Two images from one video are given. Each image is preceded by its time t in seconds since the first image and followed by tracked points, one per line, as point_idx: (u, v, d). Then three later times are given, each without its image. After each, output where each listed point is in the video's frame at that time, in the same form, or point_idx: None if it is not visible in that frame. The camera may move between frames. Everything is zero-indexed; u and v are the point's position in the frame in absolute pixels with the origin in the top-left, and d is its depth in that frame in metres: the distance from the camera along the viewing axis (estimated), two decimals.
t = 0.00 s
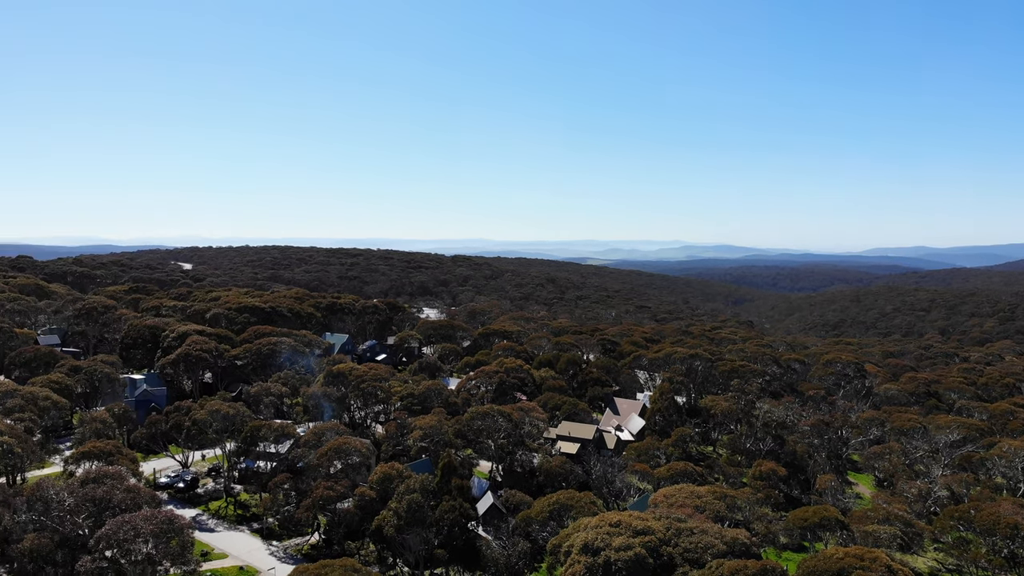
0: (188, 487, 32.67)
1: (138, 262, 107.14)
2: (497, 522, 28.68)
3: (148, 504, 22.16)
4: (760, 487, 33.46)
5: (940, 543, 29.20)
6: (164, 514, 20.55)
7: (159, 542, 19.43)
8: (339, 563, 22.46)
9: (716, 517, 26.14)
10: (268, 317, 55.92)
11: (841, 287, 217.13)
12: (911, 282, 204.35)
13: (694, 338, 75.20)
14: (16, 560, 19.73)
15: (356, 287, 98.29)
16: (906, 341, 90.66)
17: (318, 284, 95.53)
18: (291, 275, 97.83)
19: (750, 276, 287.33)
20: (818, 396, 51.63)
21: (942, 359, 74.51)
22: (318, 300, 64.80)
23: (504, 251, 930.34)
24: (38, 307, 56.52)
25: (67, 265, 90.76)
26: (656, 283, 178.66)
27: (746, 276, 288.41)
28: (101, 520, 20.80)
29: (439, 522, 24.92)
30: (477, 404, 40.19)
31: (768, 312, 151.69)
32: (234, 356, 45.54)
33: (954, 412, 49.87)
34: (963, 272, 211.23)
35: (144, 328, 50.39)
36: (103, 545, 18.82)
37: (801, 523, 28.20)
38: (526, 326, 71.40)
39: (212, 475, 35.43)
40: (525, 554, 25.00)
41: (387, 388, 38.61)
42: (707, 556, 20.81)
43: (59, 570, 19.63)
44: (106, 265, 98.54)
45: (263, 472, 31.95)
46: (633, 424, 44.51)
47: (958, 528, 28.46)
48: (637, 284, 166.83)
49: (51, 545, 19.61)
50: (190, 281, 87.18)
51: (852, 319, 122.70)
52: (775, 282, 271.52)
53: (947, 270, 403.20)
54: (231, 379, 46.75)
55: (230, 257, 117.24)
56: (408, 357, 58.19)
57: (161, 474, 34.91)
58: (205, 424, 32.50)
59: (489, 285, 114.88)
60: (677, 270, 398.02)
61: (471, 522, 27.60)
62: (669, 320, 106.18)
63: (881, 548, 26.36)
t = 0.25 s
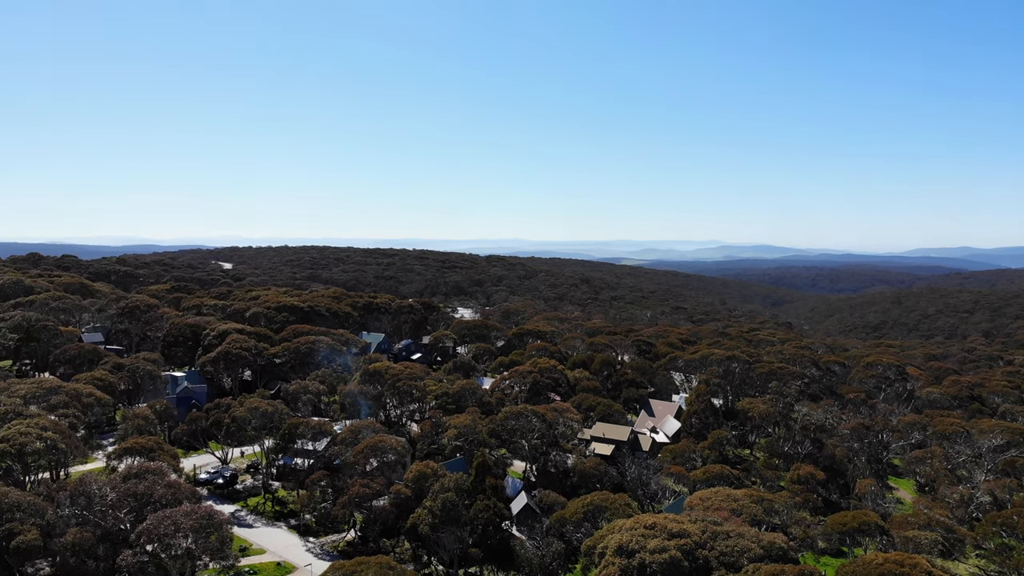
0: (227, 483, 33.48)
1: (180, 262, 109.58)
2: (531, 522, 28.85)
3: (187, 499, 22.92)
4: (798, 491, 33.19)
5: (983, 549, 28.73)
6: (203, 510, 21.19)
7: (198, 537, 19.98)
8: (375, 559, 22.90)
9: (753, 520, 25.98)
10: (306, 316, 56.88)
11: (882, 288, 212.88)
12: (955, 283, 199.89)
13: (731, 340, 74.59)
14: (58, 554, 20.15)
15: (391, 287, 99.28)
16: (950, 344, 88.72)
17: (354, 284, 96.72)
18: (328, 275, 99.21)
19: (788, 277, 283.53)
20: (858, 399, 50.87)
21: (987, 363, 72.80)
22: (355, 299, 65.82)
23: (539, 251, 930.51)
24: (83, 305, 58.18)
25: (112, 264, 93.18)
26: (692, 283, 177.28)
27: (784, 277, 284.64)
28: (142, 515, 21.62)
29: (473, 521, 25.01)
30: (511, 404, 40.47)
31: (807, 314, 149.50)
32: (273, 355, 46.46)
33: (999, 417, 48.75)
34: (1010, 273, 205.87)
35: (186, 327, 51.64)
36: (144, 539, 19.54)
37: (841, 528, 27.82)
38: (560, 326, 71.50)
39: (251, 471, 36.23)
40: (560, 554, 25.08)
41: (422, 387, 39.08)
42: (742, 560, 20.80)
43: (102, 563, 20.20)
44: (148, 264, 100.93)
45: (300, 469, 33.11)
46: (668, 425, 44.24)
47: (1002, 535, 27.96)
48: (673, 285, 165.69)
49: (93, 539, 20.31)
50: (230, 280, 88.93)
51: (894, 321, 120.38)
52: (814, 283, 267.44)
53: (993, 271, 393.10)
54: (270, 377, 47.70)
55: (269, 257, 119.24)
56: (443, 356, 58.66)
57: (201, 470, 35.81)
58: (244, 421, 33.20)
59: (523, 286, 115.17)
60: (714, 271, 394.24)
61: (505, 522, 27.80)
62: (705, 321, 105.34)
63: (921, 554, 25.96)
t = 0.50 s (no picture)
0: (252, 480, 33.98)
1: (207, 261, 111.13)
2: (554, 522, 29.12)
3: (214, 496, 23.17)
4: (824, 494, 33.08)
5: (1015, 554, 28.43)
6: (231, 507, 21.56)
7: (224, 534, 20.33)
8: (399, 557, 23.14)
9: (778, 523, 25.88)
10: (331, 315, 57.50)
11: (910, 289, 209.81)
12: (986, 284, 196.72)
13: (756, 340, 74.11)
14: (88, 550, 20.88)
15: (414, 287, 99.85)
16: (980, 346, 87.41)
17: (378, 283, 97.43)
18: (352, 274, 100.06)
19: (814, 278, 280.69)
20: (885, 401, 50.36)
21: (1018, 365, 71.63)
22: (379, 299, 66.47)
23: (563, 251, 929.17)
24: (111, 304, 59.25)
25: (139, 264, 94.70)
26: (717, 283, 176.16)
27: (810, 277, 281.85)
28: (169, 511, 22.02)
29: (496, 521, 25.21)
30: (533, 404, 40.65)
31: (833, 315, 147.82)
32: (298, 353, 47.00)
33: None
34: None
35: (212, 326, 52.46)
36: (171, 535, 19.97)
37: (868, 532, 27.72)
38: (583, 327, 71.52)
39: (276, 469, 36.82)
40: (583, 555, 25.12)
41: (445, 387, 39.42)
42: (767, 562, 20.73)
43: (129, 559, 21.03)
44: (176, 264, 102.38)
45: (324, 468, 34.22)
46: (693, 428, 44.37)
47: None
48: (697, 285, 164.75)
49: (120, 536, 20.85)
50: (255, 280, 90.00)
51: (922, 322, 118.73)
52: (841, 283, 264.47)
53: None
54: (296, 375, 48.27)
55: (294, 257, 120.45)
56: (465, 356, 58.93)
57: (227, 468, 36.38)
58: (270, 419, 33.74)
59: (546, 285, 115.31)
60: (739, 271, 391.11)
61: (529, 522, 28.05)
62: (730, 322, 104.69)
63: (949, 558, 25.73)
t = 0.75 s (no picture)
0: (290, 477, 34.84)
1: (246, 261, 113.39)
2: (588, 524, 29.45)
3: (252, 493, 23.90)
4: (864, 499, 32.89)
5: None
6: (269, 503, 22.25)
7: (262, 530, 21.06)
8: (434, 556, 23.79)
9: (817, 528, 25.75)
10: (368, 315, 58.42)
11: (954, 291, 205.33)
12: None
13: (794, 342, 73.36)
14: (128, 544, 21.62)
15: (449, 287, 100.63)
16: None
17: (414, 283, 98.46)
18: (388, 274, 101.27)
19: (854, 278, 275.98)
20: (927, 404, 49.56)
21: None
22: (415, 298, 67.32)
23: (598, 251, 925.98)
24: (154, 302, 60.82)
25: (181, 264, 96.83)
26: (754, 284, 174.34)
27: (850, 278, 277.16)
28: (208, 507, 22.83)
29: (530, 521, 25.70)
30: (567, 404, 40.98)
31: (874, 317, 145.35)
32: (336, 351, 47.99)
33: None
34: None
35: (251, 324, 53.70)
36: (211, 530, 20.69)
37: (908, 537, 27.78)
38: (617, 328, 71.47)
39: (313, 466, 37.67)
40: (617, 557, 25.47)
41: (479, 386, 39.96)
42: (806, 567, 20.74)
43: (170, 553, 21.67)
44: (216, 263, 104.56)
45: (360, 465, 33.85)
46: (730, 430, 44.55)
47: None
48: (734, 286, 163.08)
49: (161, 531, 21.67)
50: (293, 280, 91.47)
51: (967, 324, 116.12)
52: (882, 284, 259.61)
53: None
54: (333, 373, 49.18)
55: (331, 257, 122.15)
56: (499, 356, 59.33)
57: (265, 464, 37.30)
58: (308, 417, 34.54)
59: (580, 286, 115.32)
60: (777, 271, 385.96)
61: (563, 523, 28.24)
62: (768, 323, 103.57)
63: (991, 565, 25.36)
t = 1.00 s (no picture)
0: (327, 475, 35.80)
1: (285, 261, 115.62)
2: (622, 526, 29.74)
3: (289, 489, 24.73)
4: (905, 504, 32.66)
5: None
6: (306, 500, 23.05)
7: (299, 527, 21.86)
8: (470, 553, 24.37)
9: (856, 532, 25.73)
10: (403, 314, 59.41)
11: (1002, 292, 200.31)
12: None
13: (833, 344, 72.62)
14: (169, 539, 22.57)
15: (483, 287, 101.43)
16: None
17: (449, 283, 99.49)
18: (424, 275, 102.41)
19: (896, 279, 270.93)
20: (969, 408, 48.78)
21: None
22: (449, 298, 68.24)
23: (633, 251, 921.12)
24: (195, 302, 62.52)
25: (221, 263, 99.07)
26: (793, 285, 172.21)
27: (892, 279, 272.04)
28: (247, 503, 23.68)
29: (564, 522, 26.03)
30: (601, 405, 41.32)
31: (917, 318, 142.57)
32: (372, 351, 49.08)
33: None
34: None
35: (290, 324, 55.03)
36: (250, 527, 21.56)
37: (949, 543, 27.51)
38: (652, 328, 71.48)
39: (349, 464, 38.60)
40: (651, 559, 25.76)
41: (514, 387, 40.52)
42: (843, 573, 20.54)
43: (209, 548, 22.66)
44: (255, 263, 106.72)
45: (396, 464, 34.23)
46: (767, 433, 44.57)
47: None
48: (772, 287, 161.26)
49: (200, 526, 22.64)
50: (330, 279, 93.02)
51: (1014, 327, 113.30)
52: (925, 285, 254.41)
53: None
54: (370, 372, 50.18)
55: (368, 257, 123.87)
56: (533, 356, 59.80)
57: (303, 461, 38.37)
58: (345, 415, 35.41)
59: (615, 286, 115.31)
60: (816, 272, 380.24)
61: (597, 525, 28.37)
62: (807, 325, 102.38)
63: None
